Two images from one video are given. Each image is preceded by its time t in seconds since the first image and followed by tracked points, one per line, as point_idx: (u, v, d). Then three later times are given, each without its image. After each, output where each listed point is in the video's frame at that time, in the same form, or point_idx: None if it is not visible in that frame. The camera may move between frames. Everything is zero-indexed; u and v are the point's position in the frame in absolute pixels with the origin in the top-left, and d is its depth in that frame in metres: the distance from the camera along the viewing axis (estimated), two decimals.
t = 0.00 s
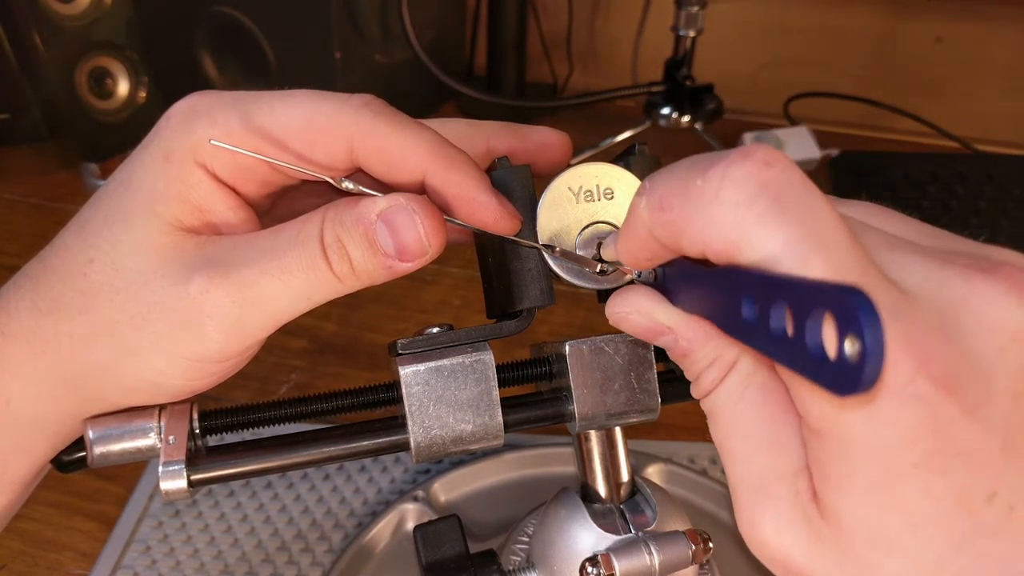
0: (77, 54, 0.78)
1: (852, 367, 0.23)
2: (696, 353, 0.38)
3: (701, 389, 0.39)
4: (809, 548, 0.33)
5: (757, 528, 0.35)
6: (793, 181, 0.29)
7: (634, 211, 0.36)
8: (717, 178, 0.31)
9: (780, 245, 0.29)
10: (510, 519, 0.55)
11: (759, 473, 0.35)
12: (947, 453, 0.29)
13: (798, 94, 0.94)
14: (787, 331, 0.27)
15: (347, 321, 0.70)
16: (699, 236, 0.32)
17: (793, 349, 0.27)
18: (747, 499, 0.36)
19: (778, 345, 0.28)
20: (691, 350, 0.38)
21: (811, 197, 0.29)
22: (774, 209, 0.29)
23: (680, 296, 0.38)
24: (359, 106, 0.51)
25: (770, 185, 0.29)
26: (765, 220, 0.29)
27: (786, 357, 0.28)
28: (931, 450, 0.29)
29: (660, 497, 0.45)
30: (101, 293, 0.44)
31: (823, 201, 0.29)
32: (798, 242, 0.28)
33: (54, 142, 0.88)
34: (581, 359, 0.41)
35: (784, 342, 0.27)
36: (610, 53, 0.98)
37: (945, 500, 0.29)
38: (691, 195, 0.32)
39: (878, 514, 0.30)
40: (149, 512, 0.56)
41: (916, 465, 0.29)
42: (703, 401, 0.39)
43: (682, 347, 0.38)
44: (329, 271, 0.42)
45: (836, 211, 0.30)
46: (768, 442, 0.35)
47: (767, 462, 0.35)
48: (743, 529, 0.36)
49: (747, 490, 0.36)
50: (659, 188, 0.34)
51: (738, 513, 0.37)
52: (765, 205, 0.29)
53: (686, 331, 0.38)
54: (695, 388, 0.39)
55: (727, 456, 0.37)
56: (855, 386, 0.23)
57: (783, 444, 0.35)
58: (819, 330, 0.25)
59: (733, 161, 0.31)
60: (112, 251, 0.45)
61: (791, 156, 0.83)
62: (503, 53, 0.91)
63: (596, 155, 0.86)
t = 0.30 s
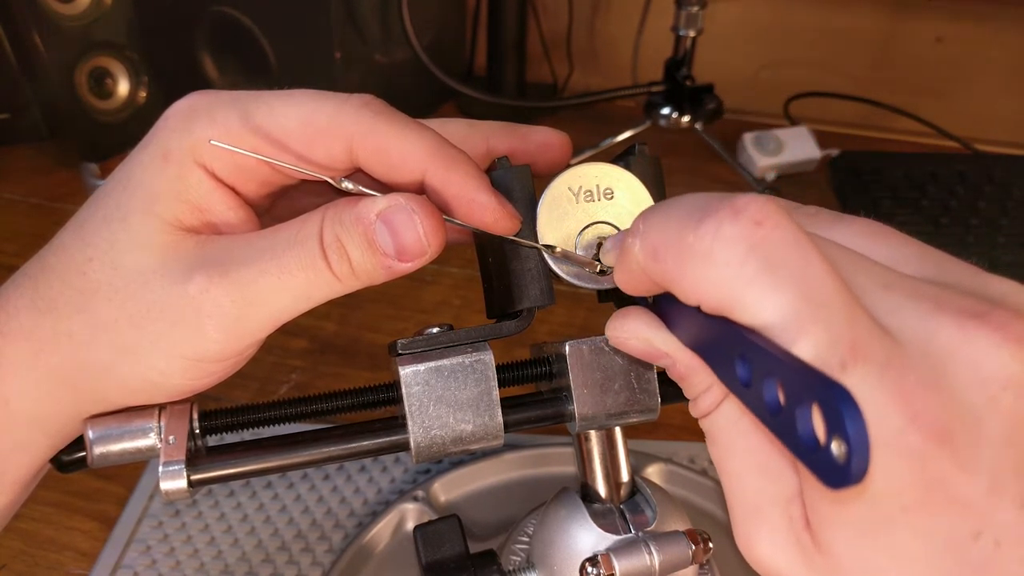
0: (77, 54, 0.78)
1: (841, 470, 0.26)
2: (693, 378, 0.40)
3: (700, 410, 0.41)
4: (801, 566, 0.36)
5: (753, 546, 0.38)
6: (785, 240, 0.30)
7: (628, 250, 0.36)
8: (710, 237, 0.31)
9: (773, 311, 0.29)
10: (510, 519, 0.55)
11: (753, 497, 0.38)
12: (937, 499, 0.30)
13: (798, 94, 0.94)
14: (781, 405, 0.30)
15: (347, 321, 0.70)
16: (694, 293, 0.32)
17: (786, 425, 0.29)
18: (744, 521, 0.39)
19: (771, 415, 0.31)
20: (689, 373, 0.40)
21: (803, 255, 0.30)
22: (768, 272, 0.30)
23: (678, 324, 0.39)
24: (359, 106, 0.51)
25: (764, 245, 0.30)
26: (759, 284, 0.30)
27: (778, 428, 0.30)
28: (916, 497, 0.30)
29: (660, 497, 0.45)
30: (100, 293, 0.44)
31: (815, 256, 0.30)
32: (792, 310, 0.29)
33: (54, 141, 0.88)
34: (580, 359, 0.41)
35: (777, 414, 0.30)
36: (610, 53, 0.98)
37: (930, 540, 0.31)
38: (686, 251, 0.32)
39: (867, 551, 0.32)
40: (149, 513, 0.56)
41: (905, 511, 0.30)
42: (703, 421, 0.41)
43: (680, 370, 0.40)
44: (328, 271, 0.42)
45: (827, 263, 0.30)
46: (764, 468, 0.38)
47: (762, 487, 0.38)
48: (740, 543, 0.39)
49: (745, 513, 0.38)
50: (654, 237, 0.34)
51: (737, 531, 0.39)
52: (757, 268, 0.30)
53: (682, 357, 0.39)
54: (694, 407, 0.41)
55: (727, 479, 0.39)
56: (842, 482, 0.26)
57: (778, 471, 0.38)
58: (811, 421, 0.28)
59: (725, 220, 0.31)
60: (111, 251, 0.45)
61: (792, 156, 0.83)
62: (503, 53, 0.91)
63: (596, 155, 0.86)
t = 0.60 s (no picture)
0: (77, 54, 0.78)
1: (864, 460, 0.25)
2: (698, 378, 0.40)
3: (702, 410, 0.41)
4: (804, 564, 0.37)
5: (757, 545, 0.39)
6: (796, 241, 0.30)
7: (635, 248, 0.36)
8: (722, 236, 0.31)
9: (785, 309, 0.29)
10: (510, 519, 0.55)
11: (757, 495, 0.39)
12: (944, 500, 0.30)
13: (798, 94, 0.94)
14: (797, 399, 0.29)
15: (347, 321, 0.70)
16: (703, 289, 0.32)
17: (803, 420, 0.28)
18: (749, 520, 0.40)
19: (785, 411, 0.30)
20: (693, 373, 0.40)
21: (816, 256, 0.30)
22: (780, 271, 0.30)
23: (682, 322, 0.39)
24: (359, 106, 0.51)
25: (777, 246, 0.30)
26: (770, 284, 0.30)
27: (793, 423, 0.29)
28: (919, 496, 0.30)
29: (660, 497, 0.45)
30: (101, 293, 0.44)
31: (827, 259, 0.30)
32: (805, 309, 0.29)
33: (54, 141, 0.89)
34: (580, 359, 0.41)
35: (791, 411, 0.29)
36: (610, 53, 0.98)
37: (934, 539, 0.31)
38: (696, 249, 0.32)
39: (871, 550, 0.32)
40: (149, 512, 0.56)
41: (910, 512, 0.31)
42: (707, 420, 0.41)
43: (684, 371, 0.40)
44: (329, 270, 0.42)
45: (838, 266, 0.30)
46: (768, 468, 0.39)
47: (765, 486, 0.39)
48: (745, 540, 0.40)
49: (750, 511, 0.39)
50: (663, 233, 0.34)
51: (741, 528, 0.40)
52: (769, 268, 0.30)
53: (687, 357, 0.39)
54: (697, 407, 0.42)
55: (732, 479, 0.40)
56: (863, 476, 0.25)
57: (781, 471, 0.39)
58: (829, 411, 0.27)
59: (737, 219, 0.31)
60: (111, 250, 0.45)
61: (792, 156, 0.83)
62: (503, 53, 0.91)
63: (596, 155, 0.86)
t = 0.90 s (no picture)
0: (77, 54, 0.78)
1: (881, 459, 0.25)
2: (704, 374, 0.41)
3: (707, 404, 0.42)
4: (803, 559, 0.38)
5: (758, 537, 0.40)
6: (810, 247, 0.30)
7: (645, 247, 0.36)
8: (735, 241, 0.31)
9: (795, 314, 0.29)
10: (510, 519, 0.55)
11: (758, 490, 0.40)
12: (944, 504, 0.30)
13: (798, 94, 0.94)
14: (806, 397, 0.28)
15: (347, 321, 0.70)
16: (713, 291, 0.32)
17: (815, 419, 0.28)
18: (750, 514, 0.41)
19: (796, 411, 0.29)
20: (699, 369, 0.41)
21: (828, 264, 0.30)
22: (793, 277, 0.30)
23: (687, 320, 0.39)
24: (359, 106, 0.51)
25: (790, 252, 0.30)
26: (782, 290, 0.30)
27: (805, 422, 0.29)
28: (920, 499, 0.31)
29: (660, 497, 0.45)
30: (101, 293, 0.44)
31: (839, 266, 0.30)
32: (815, 314, 0.29)
33: (53, 141, 0.89)
34: (581, 359, 0.41)
35: (803, 410, 0.29)
36: (610, 53, 0.98)
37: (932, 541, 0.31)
38: (708, 253, 0.32)
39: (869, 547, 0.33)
40: (149, 513, 0.56)
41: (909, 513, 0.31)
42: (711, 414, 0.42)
43: (690, 367, 0.41)
44: (329, 270, 0.42)
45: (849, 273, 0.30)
46: (770, 465, 0.40)
47: (768, 482, 0.40)
48: (744, 530, 0.42)
49: (752, 506, 0.41)
50: (673, 235, 0.34)
51: (742, 519, 0.42)
52: (782, 273, 0.30)
53: (694, 354, 0.40)
54: (702, 402, 0.43)
55: (734, 474, 0.42)
56: (881, 475, 0.25)
57: (783, 468, 0.40)
58: (842, 410, 0.26)
59: (750, 224, 0.31)
60: (111, 250, 0.45)
61: (792, 156, 0.83)
62: (503, 53, 0.91)
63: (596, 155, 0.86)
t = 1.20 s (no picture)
0: (77, 54, 0.78)
1: (916, 499, 0.26)
2: (710, 385, 0.41)
3: (713, 414, 0.42)
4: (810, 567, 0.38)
5: (764, 547, 0.40)
6: (838, 281, 0.29)
7: (664, 269, 0.36)
8: (762, 274, 0.30)
9: (822, 348, 0.29)
10: (510, 519, 0.55)
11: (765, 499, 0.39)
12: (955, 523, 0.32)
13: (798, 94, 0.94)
14: (831, 430, 0.29)
15: (347, 322, 0.70)
16: (737, 320, 0.32)
17: (841, 450, 0.29)
18: (756, 523, 0.40)
19: (821, 438, 0.30)
20: (705, 380, 0.41)
21: (855, 297, 0.29)
22: (820, 312, 0.29)
23: (698, 333, 0.39)
24: (359, 106, 0.51)
25: (818, 286, 0.29)
26: (809, 324, 0.29)
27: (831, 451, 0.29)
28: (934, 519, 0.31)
29: (660, 497, 0.45)
30: (100, 293, 0.44)
31: (865, 298, 0.29)
32: (842, 348, 0.29)
33: (54, 141, 0.88)
34: (581, 359, 0.41)
35: (829, 440, 0.29)
36: (610, 53, 0.98)
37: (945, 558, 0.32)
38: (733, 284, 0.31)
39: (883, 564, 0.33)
40: (149, 513, 0.56)
41: (925, 532, 0.32)
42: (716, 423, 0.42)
43: (697, 377, 0.41)
44: (329, 270, 0.42)
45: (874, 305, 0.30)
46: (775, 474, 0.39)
47: (773, 490, 0.39)
48: (749, 538, 0.41)
49: (759, 515, 0.40)
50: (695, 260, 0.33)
51: (745, 527, 0.41)
52: (809, 308, 0.29)
53: (702, 366, 0.40)
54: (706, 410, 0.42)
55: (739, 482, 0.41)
56: (917, 514, 0.26)
57: (789, 478, 0.39)
58: (871, 447, 0.27)
59: (778, 256, 0.30)
60: (111, 250, 0.45)
61: (792, 156, 0.83)
62: (503, 53, 0.91)
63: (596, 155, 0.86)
